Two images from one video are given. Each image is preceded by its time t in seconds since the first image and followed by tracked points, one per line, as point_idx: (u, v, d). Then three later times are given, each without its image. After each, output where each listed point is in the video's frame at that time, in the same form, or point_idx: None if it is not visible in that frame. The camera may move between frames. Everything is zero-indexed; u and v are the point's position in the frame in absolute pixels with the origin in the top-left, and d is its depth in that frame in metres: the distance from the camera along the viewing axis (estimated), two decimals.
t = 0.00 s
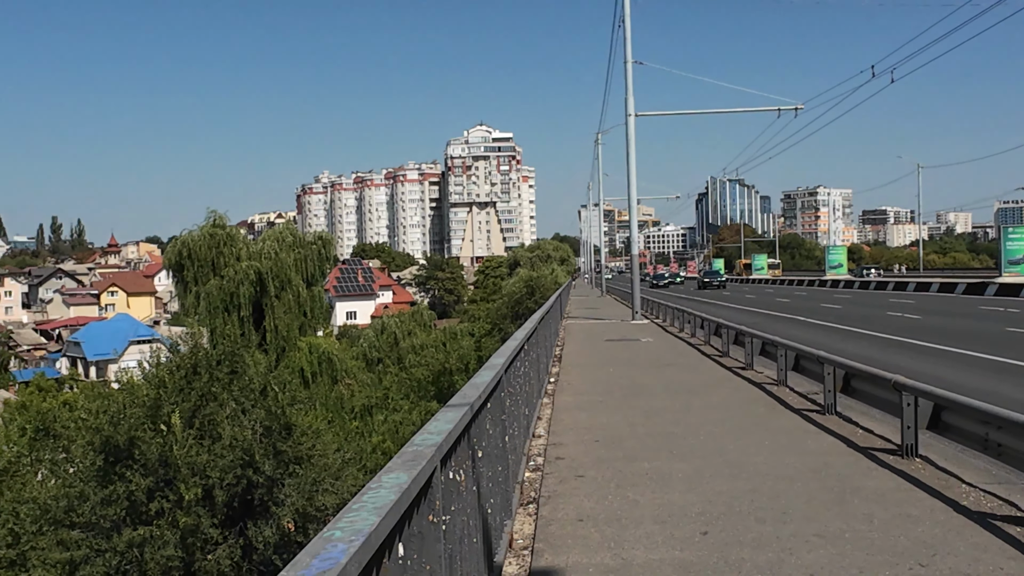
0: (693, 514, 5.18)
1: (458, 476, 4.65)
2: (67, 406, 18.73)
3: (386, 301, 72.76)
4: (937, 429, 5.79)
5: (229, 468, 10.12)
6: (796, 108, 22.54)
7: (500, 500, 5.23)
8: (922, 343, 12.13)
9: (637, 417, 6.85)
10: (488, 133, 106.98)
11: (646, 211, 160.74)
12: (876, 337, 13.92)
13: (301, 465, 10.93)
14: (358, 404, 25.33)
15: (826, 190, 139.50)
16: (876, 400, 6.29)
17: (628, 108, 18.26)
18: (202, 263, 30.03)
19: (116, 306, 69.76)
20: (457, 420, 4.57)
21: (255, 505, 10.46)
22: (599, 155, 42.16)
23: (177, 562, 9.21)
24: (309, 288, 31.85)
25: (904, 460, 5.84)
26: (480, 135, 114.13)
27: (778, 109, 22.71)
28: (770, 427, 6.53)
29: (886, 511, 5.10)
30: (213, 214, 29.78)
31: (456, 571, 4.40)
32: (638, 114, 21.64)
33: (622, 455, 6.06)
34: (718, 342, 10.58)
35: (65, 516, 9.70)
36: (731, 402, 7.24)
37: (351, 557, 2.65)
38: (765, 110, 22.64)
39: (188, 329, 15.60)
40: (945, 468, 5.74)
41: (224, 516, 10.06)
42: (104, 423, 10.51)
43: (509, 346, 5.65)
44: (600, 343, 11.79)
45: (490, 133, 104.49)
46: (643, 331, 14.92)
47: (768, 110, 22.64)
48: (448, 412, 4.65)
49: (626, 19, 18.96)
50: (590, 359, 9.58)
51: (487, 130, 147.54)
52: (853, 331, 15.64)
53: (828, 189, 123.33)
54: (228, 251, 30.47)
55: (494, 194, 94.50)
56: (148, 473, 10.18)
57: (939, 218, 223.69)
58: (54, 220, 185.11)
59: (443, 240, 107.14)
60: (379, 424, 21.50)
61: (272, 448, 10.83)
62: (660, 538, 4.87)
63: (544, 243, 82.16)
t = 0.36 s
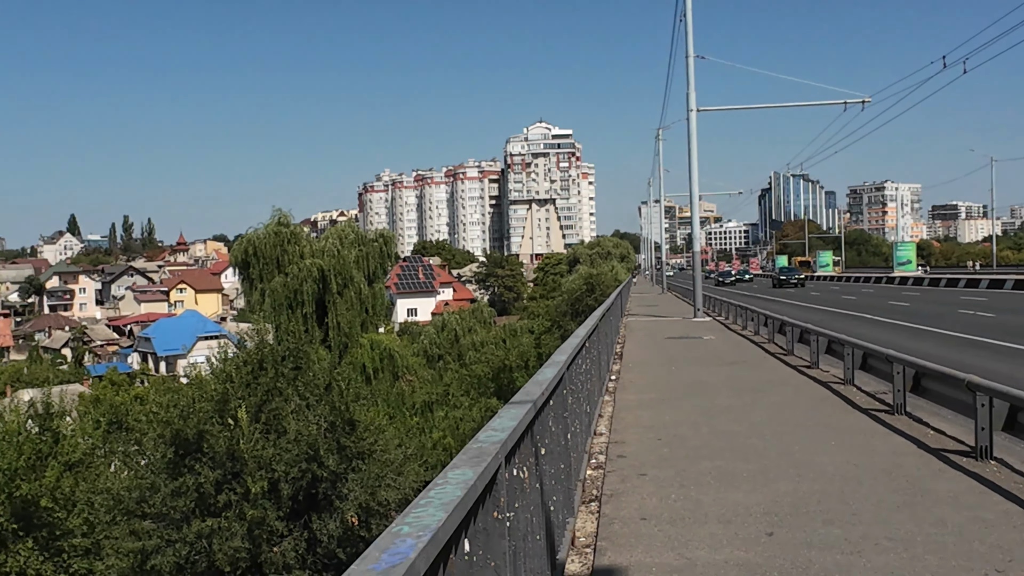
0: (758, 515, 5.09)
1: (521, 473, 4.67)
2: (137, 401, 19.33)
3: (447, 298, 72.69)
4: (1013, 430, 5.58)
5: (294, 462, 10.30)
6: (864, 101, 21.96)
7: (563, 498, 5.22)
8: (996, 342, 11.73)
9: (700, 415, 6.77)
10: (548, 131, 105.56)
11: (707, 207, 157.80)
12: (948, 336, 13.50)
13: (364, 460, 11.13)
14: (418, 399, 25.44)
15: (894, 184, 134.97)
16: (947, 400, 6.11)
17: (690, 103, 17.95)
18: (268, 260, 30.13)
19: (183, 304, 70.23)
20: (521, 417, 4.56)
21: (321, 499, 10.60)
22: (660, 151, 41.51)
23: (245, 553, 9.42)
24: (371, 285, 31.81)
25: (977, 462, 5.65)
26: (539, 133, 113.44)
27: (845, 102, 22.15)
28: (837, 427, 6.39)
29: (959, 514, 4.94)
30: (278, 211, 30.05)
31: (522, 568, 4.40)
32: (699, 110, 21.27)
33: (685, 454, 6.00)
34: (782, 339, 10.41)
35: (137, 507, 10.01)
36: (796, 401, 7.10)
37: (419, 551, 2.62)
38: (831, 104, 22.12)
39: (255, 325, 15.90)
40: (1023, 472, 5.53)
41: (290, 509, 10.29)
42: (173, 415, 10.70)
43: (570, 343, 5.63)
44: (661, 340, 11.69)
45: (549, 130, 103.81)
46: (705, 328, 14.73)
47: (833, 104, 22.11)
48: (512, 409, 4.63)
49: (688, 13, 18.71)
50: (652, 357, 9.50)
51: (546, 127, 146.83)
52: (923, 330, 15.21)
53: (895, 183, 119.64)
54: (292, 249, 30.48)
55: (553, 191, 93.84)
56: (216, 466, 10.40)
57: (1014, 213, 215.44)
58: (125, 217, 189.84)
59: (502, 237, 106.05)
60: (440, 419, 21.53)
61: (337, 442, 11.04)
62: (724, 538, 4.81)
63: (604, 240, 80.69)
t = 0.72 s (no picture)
0: (816, 518, 5.01)
1: (577, 473, 4.65)
2: (196, 396, 19.66)
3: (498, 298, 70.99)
4: None
5: (348, 459, 10.34)
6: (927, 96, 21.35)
7: (617, 499, 5.20)
8: None
9: (756, 417, 6.68)
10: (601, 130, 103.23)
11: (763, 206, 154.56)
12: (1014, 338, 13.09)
13: (417, 459, 11.19)
14: (469, 396, 25.33)
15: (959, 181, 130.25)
16: (1011, 404, 5.95)
17: (745, 101, 17.59)
18: (323, 259, 30.06)
19: (241, 301, 70.35)
20: (577, 417, 4.54)
21: (375, 496, 10.83)
22: (714, 149, 40.69)
23: (301, 548, 9.58)
24: (423, 284, 31.08)
25: None
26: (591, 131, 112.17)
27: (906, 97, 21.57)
28: (897, 431, 6.27)
29: None
30: (333, 210, 30.06)
31: (576, 568, 4.39)
32: (757, 107, 20.84)
33: (740, 456, 5.93)
34: (840, 340, 10.23)
35: (196, 500, 10.21)
36: (854, 403, 6.98)
37: (477, 547, 2.53)
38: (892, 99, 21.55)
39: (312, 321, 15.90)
40: None
41: (344, 504, 10.45)
42: (231, 411, 10.70)
43: (625, 343, 5.58)
44: (715, 340, 11.55)
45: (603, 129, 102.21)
46: (761, 329, 14.50)
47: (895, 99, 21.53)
48: (568, 408, 4.61)
49: (743, 8, 18.46)
50: (705, 357, 9.41)
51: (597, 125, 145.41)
52: (988, 331, 14.74)
53: (958, 180, 115.65)
54: (347, 247, 30.56)
55: (606, 190, 92.27)
56: (274, 461, 10.48)
57: None
58: (183, 216, 192.47)
59: (555, 236, 103.88)
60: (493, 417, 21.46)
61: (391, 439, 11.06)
62: (780, 542, 4.72)
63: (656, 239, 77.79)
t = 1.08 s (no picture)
0: (867, 523, 4.90)
1: (625, 475, 4.62)
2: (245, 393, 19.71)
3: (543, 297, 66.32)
4: None
5: (394, 457, 10.31)
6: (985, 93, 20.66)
7: (664, 501, 5.18)
8: None
9: (804, 421, 6.59)
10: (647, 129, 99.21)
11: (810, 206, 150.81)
12: None
13: (462, 458, 11.16)
14: (516, 399, 24.72)
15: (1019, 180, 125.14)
16: None
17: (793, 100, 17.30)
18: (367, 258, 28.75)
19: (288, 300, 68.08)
20: (625, 419, 4.51)
21: (419, 494, 10.74)
22: (762, 148, 39.60)
23: (345, 545, 9.65)
24: (467, 283, 29.66)
25: None
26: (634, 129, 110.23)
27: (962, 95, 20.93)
28: (950, 437, 6.13)
29: None
30: (379, 209, 28.54)
31: (625, 570, 4.37)
32: (805, 105, 20.51)
33: (789, 460, 5.86)
34: (891, 343, 10.02)
35: (245, 495, 10.40)
36: (906, 408, 6.84)
37: (529, 549, 2.40)
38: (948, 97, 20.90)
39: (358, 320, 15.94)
40: None
41: (389, 502, 10.45)
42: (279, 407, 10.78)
43: (672, 344, 5.56)
44: (763, 342, 11.37)
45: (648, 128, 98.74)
46: (810, 331, 14.21)
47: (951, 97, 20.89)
48: (616, 410, 4.59)
49: (792, 6, 18.13)
50: (752, 359, 9.29)
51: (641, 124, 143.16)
52: None
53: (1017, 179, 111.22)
54: (392, 247, 29.03)
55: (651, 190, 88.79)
56: (320, 459, 10.47)
57: None
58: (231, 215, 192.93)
59: (600, 236, 99.12)
60: (536, 418, 21.15)
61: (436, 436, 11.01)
62: (831, 547, 4.61)
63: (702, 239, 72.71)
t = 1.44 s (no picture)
0: (913, 530, 4.80)
1: (668, 476, 4.59)
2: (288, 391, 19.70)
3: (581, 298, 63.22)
4: None
5: (434, 455, 10.33)
6: None
7: (706, 504, 5.15)
8: None
9: (849, 425, 6.49)
10: (688, 129, 96.10)
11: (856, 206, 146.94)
12: None
13: (501, 458, 11.14)
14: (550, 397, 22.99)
15: None
16: None
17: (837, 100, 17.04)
18: (407, 257, 26.80)
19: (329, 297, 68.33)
20: (669, 421, 4.47)
21: (458, 493, 10.77)
22: (805, 147, 38.45)
23: (385, 542, 9.71)
24: (506, 282, 27.46)
25: None
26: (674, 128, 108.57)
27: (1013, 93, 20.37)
28: (998, 442, 6.00)
29: None
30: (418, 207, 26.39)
31: (668, 572, 4.33)
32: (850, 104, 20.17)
33: (833, 464, 5.79)
34: (939, 347, 9.83)
35: (286, 492, 10.52)
36: (953, 413, 6.71)
37: (577, 551, 2.28)
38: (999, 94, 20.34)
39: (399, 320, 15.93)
40: None
41: (429, 501, 10.50)
42: (320, 405, 10.89)
43: (713, 346, 5.56)
44: (805, 345, 11.20)
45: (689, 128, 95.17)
46: (854, 334, 13.97)
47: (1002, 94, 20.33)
48: (659, 412, 4.56)
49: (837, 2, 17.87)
50: (794, 362, 9.18)
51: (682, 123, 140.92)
52: None
53: None
54: (431, 248, 27.03)
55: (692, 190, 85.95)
56: (360, 456, 10.57)
57: None
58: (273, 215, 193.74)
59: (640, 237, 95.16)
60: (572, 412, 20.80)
61: (476, 436, 10.97)
62: (878, 554, 4.50)
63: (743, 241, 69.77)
